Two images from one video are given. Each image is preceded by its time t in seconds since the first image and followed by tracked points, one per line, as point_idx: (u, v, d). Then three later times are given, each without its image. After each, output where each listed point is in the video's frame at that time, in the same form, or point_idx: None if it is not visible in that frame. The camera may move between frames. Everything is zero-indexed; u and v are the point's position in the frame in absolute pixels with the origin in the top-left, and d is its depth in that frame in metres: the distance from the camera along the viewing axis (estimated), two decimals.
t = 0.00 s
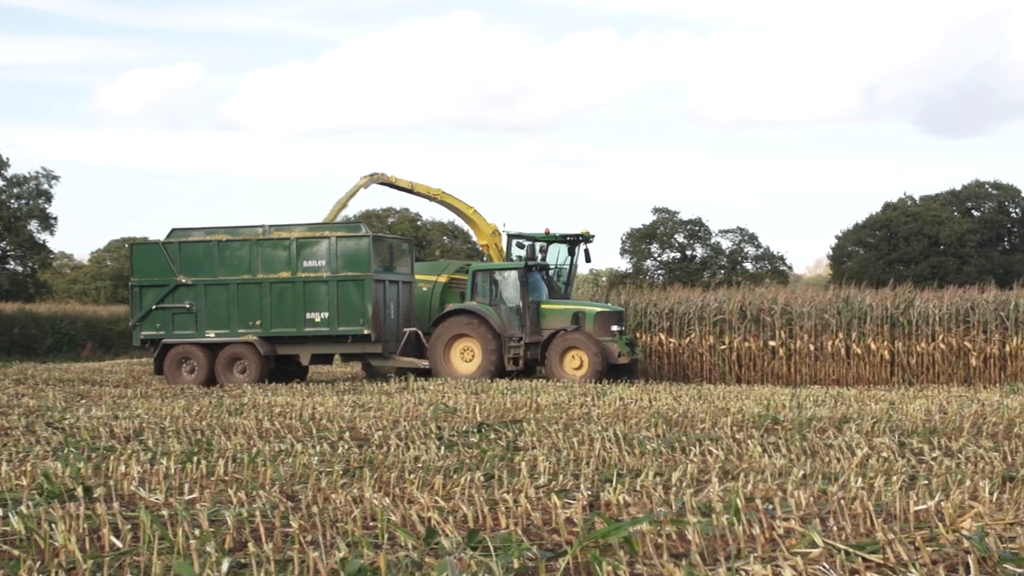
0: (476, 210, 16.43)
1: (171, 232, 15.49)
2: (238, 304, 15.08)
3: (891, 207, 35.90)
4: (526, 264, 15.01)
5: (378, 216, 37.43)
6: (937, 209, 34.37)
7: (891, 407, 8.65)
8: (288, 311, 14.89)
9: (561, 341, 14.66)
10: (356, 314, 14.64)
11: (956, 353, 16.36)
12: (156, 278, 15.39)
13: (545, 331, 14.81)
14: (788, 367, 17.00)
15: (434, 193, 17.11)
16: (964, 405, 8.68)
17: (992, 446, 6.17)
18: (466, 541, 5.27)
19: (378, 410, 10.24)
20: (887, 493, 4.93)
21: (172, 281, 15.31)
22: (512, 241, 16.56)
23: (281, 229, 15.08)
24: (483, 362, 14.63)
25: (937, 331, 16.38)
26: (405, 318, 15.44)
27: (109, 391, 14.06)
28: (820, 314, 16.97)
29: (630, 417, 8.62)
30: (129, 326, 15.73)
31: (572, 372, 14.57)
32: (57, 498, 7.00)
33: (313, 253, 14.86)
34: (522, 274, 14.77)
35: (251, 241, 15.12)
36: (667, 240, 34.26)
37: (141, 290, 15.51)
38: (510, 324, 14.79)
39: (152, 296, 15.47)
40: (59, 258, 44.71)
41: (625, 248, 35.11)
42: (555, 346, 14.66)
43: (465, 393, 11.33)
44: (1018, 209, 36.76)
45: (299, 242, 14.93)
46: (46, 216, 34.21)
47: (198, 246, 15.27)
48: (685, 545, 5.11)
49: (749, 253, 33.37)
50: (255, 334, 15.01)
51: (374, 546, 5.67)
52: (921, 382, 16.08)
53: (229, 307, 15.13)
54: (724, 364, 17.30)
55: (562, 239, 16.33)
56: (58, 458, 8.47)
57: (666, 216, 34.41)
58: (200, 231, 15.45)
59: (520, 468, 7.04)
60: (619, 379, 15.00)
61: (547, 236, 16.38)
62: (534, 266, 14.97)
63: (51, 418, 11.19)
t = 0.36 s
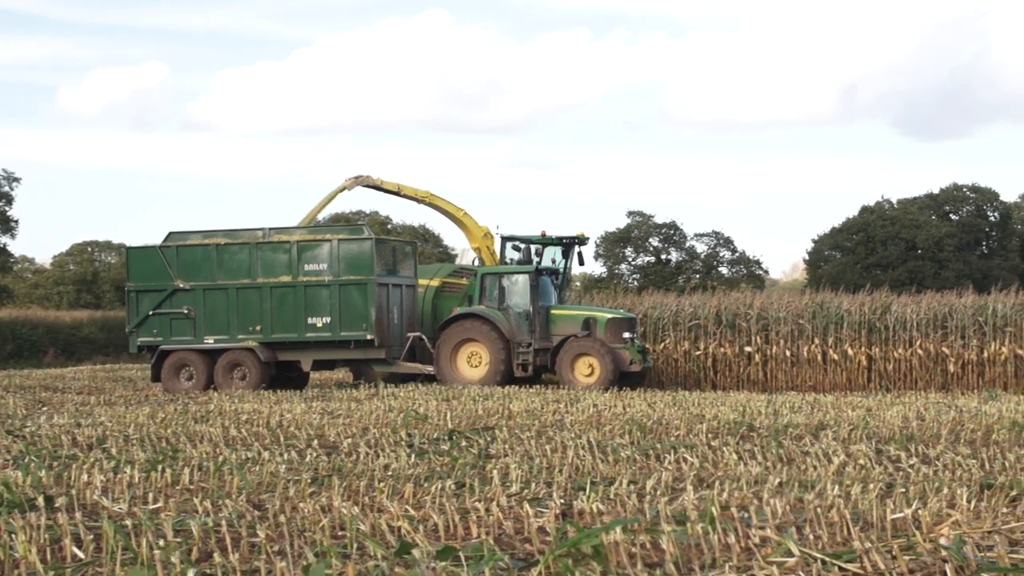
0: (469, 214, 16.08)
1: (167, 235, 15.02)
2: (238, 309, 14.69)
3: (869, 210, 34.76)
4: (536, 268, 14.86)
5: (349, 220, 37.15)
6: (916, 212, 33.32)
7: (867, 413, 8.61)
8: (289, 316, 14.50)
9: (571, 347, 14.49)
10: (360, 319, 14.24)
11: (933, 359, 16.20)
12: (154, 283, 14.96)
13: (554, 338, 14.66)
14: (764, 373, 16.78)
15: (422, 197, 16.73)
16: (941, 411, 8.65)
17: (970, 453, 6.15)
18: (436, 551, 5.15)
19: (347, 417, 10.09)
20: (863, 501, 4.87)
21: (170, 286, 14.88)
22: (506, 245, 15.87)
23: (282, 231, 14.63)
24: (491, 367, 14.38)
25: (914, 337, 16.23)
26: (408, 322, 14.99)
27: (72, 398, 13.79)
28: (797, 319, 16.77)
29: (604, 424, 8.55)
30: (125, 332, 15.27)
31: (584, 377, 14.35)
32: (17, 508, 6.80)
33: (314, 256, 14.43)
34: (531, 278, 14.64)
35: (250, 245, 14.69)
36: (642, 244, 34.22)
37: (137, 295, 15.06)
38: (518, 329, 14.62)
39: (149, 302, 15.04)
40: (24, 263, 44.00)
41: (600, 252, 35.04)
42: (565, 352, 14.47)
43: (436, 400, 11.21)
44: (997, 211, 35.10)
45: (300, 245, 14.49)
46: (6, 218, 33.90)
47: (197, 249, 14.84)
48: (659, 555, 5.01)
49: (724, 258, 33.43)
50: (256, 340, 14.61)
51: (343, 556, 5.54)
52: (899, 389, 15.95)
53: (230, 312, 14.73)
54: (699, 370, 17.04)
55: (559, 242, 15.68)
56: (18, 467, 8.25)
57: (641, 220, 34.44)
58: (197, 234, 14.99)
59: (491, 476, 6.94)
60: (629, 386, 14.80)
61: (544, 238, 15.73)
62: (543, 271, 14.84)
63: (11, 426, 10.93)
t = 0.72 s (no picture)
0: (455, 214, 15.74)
1: (155, 237, 14.72)
2: (228, 312, 14.41)
3: (836, 211, 33.07)
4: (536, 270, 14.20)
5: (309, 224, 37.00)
6: (881, 215, 31.98)
7: (835, 419, 8.57)
8: (281, 319, 14.21)
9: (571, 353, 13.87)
10: (354, 322, 13.91)
11: (901, 364, 15.97)
12: (141, 285, 14.66)
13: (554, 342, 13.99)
14: (730, 378, 16.66)
15: (408, 196, 16.47)
16: (909, 417, 8.58)
17: (938, 459, 6.12)
18: (395, 559, 5.03)
19: (306, 423, 9.91)
20: (830, 508, 4.82)
21: (158, 289, 14.57)
22: (493, 245, 15.15)
23: (273, 232, 14.31)
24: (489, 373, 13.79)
25: (883, 341, 16.01)
26: (403, 326, 14.54)
27: (24, 404, 13.46)
28: (764, 323, 16.59)
29: (569, 430, 8.44)
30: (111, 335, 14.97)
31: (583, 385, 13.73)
32: None
33: (307, 259, 14.12)
34: (531, 280, 13.98)
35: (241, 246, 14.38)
36: (607, 247, 34.17)
37: (124, 297, 14.76)
38: (518, 333, 13.98)
39: (137, 304, 14.74)
40: None
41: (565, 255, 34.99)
42: (566, 357, 13.84)
43: (396, 406, 11.06)
44: (965, 214, 32.76)
45: (292, 246, 14.17)
46: None
47: (185, 250, 14.53)
48: (624, 563, 4.93)
49: (690, 261, 33.47)
50: (246, 344, 14.34)
51: (301, 565, 5.41)
52: (866, 395, 15.70)
53: (220, 316, 14.44)
54: (665, 374, 16.90)
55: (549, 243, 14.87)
56: None
57: (605, 224, 34.48)
58: (187, 235, 14.69)
59: (453, 483, 6.82)
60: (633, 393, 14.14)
61: (533, 240, 14.91)
62: (544, 273, 14.17)
63: None
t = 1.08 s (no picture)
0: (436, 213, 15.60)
1: (138, 236, 14.44)
2: (213, 312, 14.12)
3: (794, 211, 33.34)
4: (528, 271, 13.97)
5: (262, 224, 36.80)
6: (838, 215, 32.27)
7: (790, 420, 8.63)
8: (267, 320, 13.93)
9: (564, 357, 13.66)
10: (341, 323, 13.67)
11: (858, 365, 16.09)
12: (125, 285, 14.37)
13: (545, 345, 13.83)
14: (687, 379, 16.70)
15: (389, 194, 16.24)
16: (864, 419, 8.63)
17: (893, 460, 6.15)
18: (348, 563, 4.93)
19: (259, 426, 9.75)
20: (787, 510, 4.80)
21: (141, 288, 14.28)
22: (474, 246, 14.71)
23: (259, 231, 14.04)
24: (479, 375, 13.59)
25: (839, 342, 16.14)
26: (391, 328, 14.31)
27: None
28: (720, 325, 16.64)
29: (524, 432, 8.39)
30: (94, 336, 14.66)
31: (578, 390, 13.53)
32: None
33: (293, 258, 13.86)
34: (522, 283, 13.75)
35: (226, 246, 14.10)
36: (564, 248, 34.24)
37: (107, 297, 14.46)
38: (509, 335, 13.75)
39: (120, 305, 14.43)
40: None
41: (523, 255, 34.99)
42: (559, 359, 13.66)
43: (350, 408, 10.93)
44: (922, 215, 32.94)
45: (278, 246, 13.91)
46: None
47: (169, 249, 14.25)
48: (580, 566, 4.86)
49: (647, 262, 33.63)
50: (231, 345, 14.05)
51: (253, 569, 5.28)
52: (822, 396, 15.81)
53: (205, 316, 14.14)
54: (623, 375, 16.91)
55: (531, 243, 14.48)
56: None
57: (562, 224, 34.56)
58: (171, 235, 14.42)
59: (408, 486, 6.72)
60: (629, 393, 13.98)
61: (514, 240, 14.51)
62: (536, 274, 13.93)
63: None
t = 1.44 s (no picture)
0: (414, 212, 15.41)
1: (117, 235, 14.07)
2: (194, 313, 13.76)
3: (751, 211, 33.59)
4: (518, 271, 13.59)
5: (209, 220, 36.47)
6: (795, 216, 32.53)
7: (747, 422, 8.63)
8: (250, 321, 13.61)
9: (556, 358, 13.28)
10: (326, 325, 13.39)
11: (815, 367, 16.21)
12: (102, 284, 13.98)
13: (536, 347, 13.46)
14: (644, 381, 16.69)
15: (368, 193, 16.04)
16: (822, 421, 8.64)
17: (850, 463, 6.15)
18: (298, 568, 4.80)
19: (208, 430, 9.55)
20: (744, 514, 4.75)
21: (120, 288, 13.90)
22: (452, 246, 14.47)
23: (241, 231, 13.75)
24: (468, 379, 13.24)
25: (796, 343, 16.22)
26: (376, 330, 14.07)
27: None
28: (676, 326, 16.68)
29: (478, 435, 8.30)
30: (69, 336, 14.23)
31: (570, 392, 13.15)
32: None
33: (276, 258, 13.59)
34: (513, 283, 13.39)
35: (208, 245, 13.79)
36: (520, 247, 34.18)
37: (84, 297, 14.06)
38: (498, 337, 13.40)
39: (97, 305, 14.03)
40: None
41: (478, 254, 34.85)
42: (550, 362, 13.29)
43: (301, 411, 10.76)
44: (880, 215, 33.24)
45: (261, 246, 13.62)
46: None
47: (148, 249, 13.87)
48: (535, 571, 4.76)
49: (603, 262, 33.68)
50: (213, 346, 13.71)
51: None
52: (778, 398, 15.89)
53: (186, 317, 13.79)
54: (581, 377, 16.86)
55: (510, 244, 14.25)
56: None
57: (517, 223, 34.50)
58: (150, 234, 14.06)
59: (359, 490, 6.59)
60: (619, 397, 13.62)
61: (494, 240, 14.28)
62: (526, 274, 13.56)
63: None
